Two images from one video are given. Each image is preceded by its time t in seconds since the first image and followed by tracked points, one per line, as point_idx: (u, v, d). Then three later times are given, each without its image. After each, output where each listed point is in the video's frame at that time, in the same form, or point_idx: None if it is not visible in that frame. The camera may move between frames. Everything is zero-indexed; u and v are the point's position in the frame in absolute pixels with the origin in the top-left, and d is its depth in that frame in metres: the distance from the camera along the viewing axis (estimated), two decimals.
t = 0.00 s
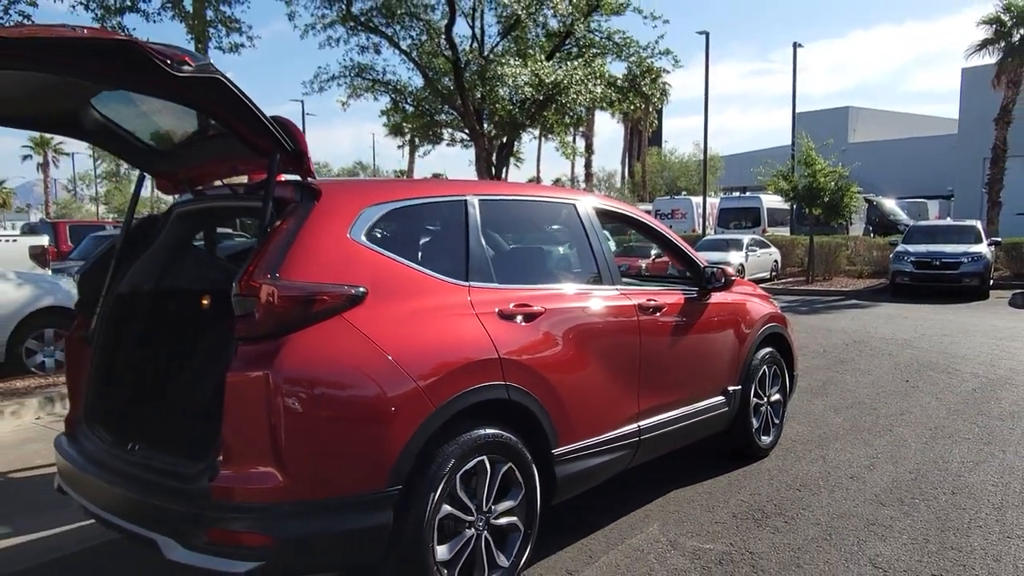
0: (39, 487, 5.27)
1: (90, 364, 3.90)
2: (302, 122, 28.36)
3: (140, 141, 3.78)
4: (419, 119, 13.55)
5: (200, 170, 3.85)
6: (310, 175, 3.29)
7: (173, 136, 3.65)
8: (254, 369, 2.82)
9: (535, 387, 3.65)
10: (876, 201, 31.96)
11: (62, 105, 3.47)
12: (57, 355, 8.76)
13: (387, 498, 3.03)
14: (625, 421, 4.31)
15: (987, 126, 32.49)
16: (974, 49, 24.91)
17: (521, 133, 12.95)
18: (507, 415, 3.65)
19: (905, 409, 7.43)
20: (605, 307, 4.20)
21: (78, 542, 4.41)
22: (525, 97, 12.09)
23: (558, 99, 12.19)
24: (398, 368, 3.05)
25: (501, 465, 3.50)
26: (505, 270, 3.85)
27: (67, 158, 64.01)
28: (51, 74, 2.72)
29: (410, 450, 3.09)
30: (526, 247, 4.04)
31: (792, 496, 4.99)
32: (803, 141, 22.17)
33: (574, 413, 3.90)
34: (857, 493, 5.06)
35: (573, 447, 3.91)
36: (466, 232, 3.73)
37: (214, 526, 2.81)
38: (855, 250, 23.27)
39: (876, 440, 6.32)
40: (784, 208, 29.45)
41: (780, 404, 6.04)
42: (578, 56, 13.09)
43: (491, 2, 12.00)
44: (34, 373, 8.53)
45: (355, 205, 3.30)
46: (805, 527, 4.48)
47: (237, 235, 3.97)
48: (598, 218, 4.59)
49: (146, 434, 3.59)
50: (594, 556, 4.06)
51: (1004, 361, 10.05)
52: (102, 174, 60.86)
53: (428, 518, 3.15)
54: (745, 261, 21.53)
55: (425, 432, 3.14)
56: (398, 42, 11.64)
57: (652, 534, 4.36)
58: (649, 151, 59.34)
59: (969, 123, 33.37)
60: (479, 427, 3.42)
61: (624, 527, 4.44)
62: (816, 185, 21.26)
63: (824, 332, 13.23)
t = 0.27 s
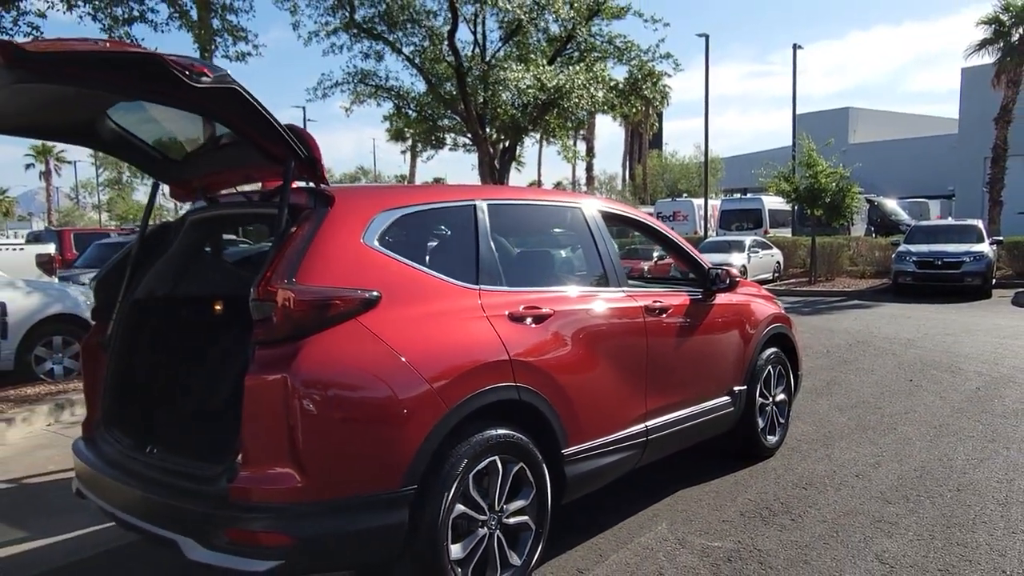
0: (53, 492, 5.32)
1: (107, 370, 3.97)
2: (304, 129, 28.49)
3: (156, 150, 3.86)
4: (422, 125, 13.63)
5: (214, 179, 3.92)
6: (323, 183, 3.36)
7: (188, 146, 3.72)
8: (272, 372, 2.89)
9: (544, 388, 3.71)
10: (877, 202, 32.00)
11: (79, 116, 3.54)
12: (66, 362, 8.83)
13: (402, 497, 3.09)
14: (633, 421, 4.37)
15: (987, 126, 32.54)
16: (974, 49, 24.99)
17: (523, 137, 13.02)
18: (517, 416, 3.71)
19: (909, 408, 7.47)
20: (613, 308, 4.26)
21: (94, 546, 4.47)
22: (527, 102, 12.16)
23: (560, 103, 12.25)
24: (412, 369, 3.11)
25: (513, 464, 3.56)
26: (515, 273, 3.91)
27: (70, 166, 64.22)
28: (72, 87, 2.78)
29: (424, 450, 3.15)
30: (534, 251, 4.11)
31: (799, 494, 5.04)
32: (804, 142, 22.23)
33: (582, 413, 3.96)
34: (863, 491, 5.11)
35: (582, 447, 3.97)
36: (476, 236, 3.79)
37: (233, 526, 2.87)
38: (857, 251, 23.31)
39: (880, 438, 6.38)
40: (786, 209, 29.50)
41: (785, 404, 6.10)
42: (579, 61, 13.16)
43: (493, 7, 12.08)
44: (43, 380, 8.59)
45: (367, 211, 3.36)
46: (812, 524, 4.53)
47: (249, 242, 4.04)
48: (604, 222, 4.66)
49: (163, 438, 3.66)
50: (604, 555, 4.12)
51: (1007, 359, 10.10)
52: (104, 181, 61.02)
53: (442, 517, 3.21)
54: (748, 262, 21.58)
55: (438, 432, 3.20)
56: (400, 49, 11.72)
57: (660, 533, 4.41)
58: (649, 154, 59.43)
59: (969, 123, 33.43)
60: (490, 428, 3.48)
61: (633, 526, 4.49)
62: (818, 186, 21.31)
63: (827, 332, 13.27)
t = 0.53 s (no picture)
0: (63, 498, 5.35)
1: (117, 375, 4.00)
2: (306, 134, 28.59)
3: (165, 157, 3.90)
4: (424, 129, 13.68)
5: (222, 185, 3.95)
6: (332, 188, 3.39)
7: (196, 153, 3.76)
8: (283, 376, 2.91)
9: (552, 389, 3.74)
10: (880, 202, 32.00)
11: (90, 124, 3.58)
12: (72, 368, 8.86)
13: (413, 499, 3.11)
14: (640, 423, 4.39)
15: (989, 125, 32.54)
16: (974, 49, 25.00)
17: (526, 141, 13.06)
18: (526, 419, 3.73)
19: (915, 408, 7.48)
20: (619, 310, 4.29)
21: (105, 550, 4.50)
22: (529, 105, 12.20)
23: (562, 106, 12.29)
24: (421, 372, 3.14)
25: (522, 466, 3.59)
26: (521, 276, 3.94)
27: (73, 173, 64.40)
28: (85, 95, 2.82)
29: (435, 452, 3.17)
30: (540, 253, 4.13)
31: (805, 494, 5.06)
32: (806, 143, 22.24)
33: (590, 415, 3.99)
34: (869, 490, 5.12)
35: (590, 448, 3.99)
36: (483, 239, 3.82)
37: (246, 528, 2.89)
38: (860, 251, 23.31)
39: (886, 438, 6.39)
40: (788, 210, 29.51)
41: (790, 405, 6.11)
42: (581, 64, 13.21)
43: (494, 12, 12.13)
44: (50, 386, 8.62)
45: (376, 216, 3.39)
46: (819, 524, 4.55)
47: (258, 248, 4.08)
48: (609, 224, 4.69)
49: (174, 442, 3.68)
50: (612, 556, 4.13)
51: (1012, 358, 10.10)
52: (107, 188, 61.18)
53: (453, 518, 3.23)
54: (751, 264, 21.58)
55: (448, 434, 3.22)
56: (403, 54, 11.77)
57: (669, 534, 4.43)
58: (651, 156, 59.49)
59: (971, 122, 33.43)
60: (499, 430, 3.50)
61: (641, 527, 4.51)
62: (820, 187, 21.32)
63: (831, 333, 13.27)
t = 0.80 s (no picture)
0: (67, 502, 5.36)
1: (121, 378, 4.01)
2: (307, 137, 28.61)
3: (168, 162, 3.91)
4: (425, 131, 13.68)
5: (225, 187, 3.96)
6: (335, 190, 3.39)
7: (200, 156, 3.77)
8: (287, 378, 2.92)
9: (556, 390, 3.74)
10: (882, 201, 31.97)
11: (93, 129, 3.58)
12: (76, 372, 8.87)
13: (418, 500, 3.11)
14: (643, 423, 4.39)
15: (991, 124, 32.50)
16: (975, 47, 24.97)
17: (527, 143, 13.07)
18: (530, 420, 3.73)
19: (918, 407, 7.47)
20: (621, 310, 4.29)
21: (110, 554, 4.51)
22: (530, 107, 12.21)
23: (563, 108, 12.29)
24: (424, 373, 3.14)
25: (526, 467, 3.58)
26: (524, 276, 3.94)
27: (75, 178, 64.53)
28: (90, 99, 2.83)
29: (439, 454, 3.17)
30: (543, 254, 4.13)
31: (810, 494, 5.05)
32: (807, 143, 22.23)
33: (594, 415, 3.99)
34: (873, 490, 5.11)
35: (594, 449, 3.99)
36: (485, 240, 3.82)
37: (251, 530, 2.90)
38: (862, 251, 23.28)
39: (890, 437, 6.37)
40: (790, 210, 29.48)
41: (794, 404, 6.11)
42: (582, 65, 13.20)
43: (495, 14, 12.14)
44: (54, 391, 8.63)
45: (379, 218, 3.40)
46: (824, 524, 4.54)
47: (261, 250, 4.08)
48: (611, 224, 4.69)
49: (178, 445, 3.69)
50: (616, 557, 4.13)
51: (1016, 356, 10.08)
52: (109, 193, 61.27)
53: (457, 519, 3.23)
54: (753, 264, 21.55)
55: (452, 436, 3.22)
56: (404, 56, 11.78)
57: (673, 534, 4.42)
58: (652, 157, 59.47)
59: (972, 121, 33.39)
60: (503, 431, 3.50)
61: (645, 528, 4.50)
62: (822, 187, 21.31)
63: (833, 332, 13.26)
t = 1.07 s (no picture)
0: (72, 506, 5.36)
1: (125, 382, 4.01)
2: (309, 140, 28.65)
3: (170, 165, 3.92)
4: (427, 134, 13.68)
5: (228, 191, 3.97)
6: (337, 193, 3.39)
7: (202, 159, 3.78)
8: (291, 381, 2.92)
9: (560, 391, 3.73)
10: (884, 201, 31.93)
11: (96, 133, 3.59)
12: (79, 376, 8.88)
13: (422, 502, 3.11)
14: (647, 424, 4.38)
15: (993, 124, 32.47)
16: (977, 46, 24.93)
17: (529, 145, 13.06)
18: (533, 421, 3.72)
19: (923, 407, 7.45)
20: (625, 312, 4.28)
21: (115, 558, 4.51)
22: (532, 109, 12.20)
23: (565, 110, 12.28)
24: (428, 375, 3.13)
25: (530, 468, 3.58)
26: (528, 278, 3.93)
27: (77, 183, 64.56)
28: (92, 103, 2.83)
29: (443, 456, 3.17)
30: (546, 255, 4.13)
31: (814, 495, 5.03)
32: (810, 143, 22.19)
33: (598, 417, 3.98)
34: (878, 490, 5.10)
35: (598, 450, 3.98)
36: (488, 242, 3.82)
37: (255, 534, 2.89)
38: (865, 251, 23.25)
39: (895, 438, 6.36)
40: (793, 211, 29.43)
41: (798, 405, 6.09)
42: (583, 67, 13.20)
43: (496, 16, 12.14)
44: (57, 395, 8.64)
45: (382, 220, 3.40)
46: (829, 524, 4.53)
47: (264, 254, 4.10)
48: (614, 226, 4.68)
49: (182, 449, 3.69)
50: (621, 559, 4.12)
51: (1020, 356, 10.05)
52: (112, 197, 61.38)
53: (461, 522, 3.22)
54: (756, 265, 21.52)
55: (456, 437, 3.22)
56: (406, 59, 11.78)
57: (678, 536, 4.41)
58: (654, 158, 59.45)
59: (975, 120, 33.34)
60: (507, 433, 3.50)
61: (650, 529, 4.49)
62: (824, 187, 21.28)
63: (837, 333, 13.23)
